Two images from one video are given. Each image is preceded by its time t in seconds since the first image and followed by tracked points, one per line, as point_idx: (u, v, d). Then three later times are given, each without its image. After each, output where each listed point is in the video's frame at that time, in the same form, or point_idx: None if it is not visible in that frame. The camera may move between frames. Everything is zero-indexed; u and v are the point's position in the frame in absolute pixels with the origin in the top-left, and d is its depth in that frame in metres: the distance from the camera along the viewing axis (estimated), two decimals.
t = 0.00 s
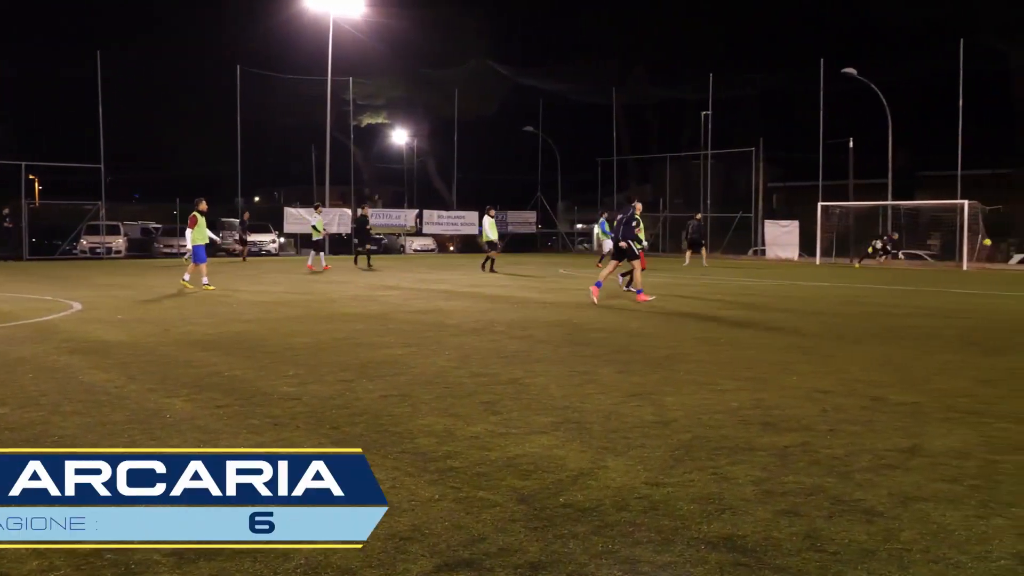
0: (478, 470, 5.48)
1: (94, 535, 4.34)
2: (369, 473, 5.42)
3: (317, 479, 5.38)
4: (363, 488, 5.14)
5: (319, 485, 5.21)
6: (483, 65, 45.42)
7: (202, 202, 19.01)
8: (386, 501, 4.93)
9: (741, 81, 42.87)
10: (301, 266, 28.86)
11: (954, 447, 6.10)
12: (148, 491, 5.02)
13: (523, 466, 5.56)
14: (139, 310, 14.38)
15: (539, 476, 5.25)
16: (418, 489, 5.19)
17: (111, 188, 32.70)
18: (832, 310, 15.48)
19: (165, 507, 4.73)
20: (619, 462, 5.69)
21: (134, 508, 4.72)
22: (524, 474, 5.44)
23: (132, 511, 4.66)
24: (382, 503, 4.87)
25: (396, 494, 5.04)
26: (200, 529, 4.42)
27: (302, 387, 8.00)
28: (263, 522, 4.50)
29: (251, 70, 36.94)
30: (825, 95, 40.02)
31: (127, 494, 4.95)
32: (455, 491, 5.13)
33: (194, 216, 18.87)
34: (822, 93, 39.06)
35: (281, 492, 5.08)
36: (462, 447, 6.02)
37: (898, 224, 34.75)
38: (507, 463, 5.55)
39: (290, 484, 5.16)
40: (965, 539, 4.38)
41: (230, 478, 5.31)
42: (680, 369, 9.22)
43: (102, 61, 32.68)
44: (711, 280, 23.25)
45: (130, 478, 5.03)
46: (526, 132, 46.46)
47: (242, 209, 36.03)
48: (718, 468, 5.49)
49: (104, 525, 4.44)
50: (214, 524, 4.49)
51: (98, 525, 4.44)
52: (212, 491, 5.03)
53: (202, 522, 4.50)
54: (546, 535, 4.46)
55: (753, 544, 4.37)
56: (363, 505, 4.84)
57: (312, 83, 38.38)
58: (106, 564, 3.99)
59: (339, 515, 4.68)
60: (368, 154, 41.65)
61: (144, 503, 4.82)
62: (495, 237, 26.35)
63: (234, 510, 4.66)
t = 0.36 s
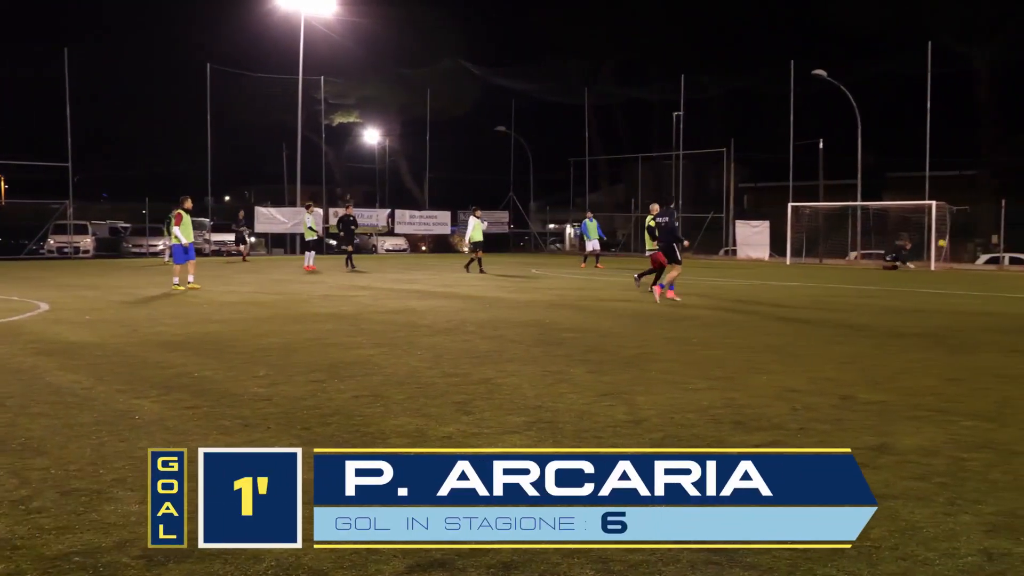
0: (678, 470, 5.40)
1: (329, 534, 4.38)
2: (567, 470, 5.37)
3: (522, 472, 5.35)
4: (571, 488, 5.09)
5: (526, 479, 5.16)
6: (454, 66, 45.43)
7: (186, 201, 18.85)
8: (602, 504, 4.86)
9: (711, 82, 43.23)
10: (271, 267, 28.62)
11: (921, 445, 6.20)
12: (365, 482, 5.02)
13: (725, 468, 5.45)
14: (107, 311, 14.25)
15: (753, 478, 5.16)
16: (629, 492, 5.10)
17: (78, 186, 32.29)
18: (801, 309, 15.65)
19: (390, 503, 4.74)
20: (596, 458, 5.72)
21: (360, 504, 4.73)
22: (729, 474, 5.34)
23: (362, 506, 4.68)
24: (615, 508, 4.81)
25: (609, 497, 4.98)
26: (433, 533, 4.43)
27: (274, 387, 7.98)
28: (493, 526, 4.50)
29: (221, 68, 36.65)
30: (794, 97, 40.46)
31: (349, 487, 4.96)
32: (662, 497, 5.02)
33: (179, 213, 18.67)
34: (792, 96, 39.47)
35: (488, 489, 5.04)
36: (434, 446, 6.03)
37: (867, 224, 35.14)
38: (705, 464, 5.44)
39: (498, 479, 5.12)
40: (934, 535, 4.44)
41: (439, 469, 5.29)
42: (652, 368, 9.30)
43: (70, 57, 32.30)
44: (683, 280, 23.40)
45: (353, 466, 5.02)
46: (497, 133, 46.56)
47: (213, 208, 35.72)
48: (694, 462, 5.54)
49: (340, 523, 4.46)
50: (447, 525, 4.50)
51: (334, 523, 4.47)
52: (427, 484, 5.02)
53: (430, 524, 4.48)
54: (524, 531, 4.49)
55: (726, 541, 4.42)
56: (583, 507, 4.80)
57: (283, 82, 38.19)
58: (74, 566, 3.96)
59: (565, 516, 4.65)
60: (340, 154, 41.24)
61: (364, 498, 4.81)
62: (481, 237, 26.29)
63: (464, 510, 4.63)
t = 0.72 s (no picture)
0: (679, 469, 5.33)
1: (329, 535, 4.36)
2: (566, 470, 5.33)
3: (522, 473, 5.24)
4: (571, 488, 5.05)
5: (526, 479, 5.08)
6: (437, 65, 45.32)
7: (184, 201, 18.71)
8: (601, 504, 4.88)
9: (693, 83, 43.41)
10: (250, 267, 28.44)
11: (899, 444, 6.27)
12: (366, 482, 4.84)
13: (728, 468, 5.36)
14: (86, 310, 14.15)
15: (753, 478, 5.01)
16: (629, 492, 5.08)
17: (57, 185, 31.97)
18: (781, 309, 15.74)
19: (389, 503, 4.65)
20: (588, 458, 5.72)
21: (359, 504, 4.67)
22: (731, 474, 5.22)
23: (361, 506, 4.61)
24: (614, 508, 4.83)
25: (609, 497, 4.99)
26: (433, 534, 4.42)
27: (255, 387, 7.95)
28: (493, 527, 4.45)
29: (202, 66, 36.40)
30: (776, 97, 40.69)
31: (349, 487, 4.80)
32: (663, 496, 5.02)
33: (177, 214, 18.62)
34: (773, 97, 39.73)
35: (487, 489, 4.96)
36: (417, 446, 6.02)
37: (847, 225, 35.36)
38: (706, 464, 5.36)
39: (498, 479, 5.03)
40: (915, 534, 4.49)
41: (439, 470, 5.16)
42: (635, 368, 9.33)
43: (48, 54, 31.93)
44: (666, 280, 23.45)
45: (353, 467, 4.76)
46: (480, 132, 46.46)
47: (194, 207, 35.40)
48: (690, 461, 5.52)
49: (338, 523, 4.42)
50: (447, 525, 4.48)
51: (333, 523, 4.42)
52: (428, 484, 4.93)
53: (430, 525, 4.45)
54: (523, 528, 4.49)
55: (708, 539, 4.45)
56: (582, 507, 4.80)
57: (264, 81, 37.90)
58: (54, 568, 3.92)
59: (564, 517, 4.62)
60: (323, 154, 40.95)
61: (365, 499, 4.72)
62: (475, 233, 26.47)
63: (463, 511, 4.60)
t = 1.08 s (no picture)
0: (679, 470, 5.35)
1: (329, 535, 4.37)
2: (567, 470, 5.33)
3: (521, 473, 5.25)
4: (571, 488, 5.06)
5: (525, 480, 5.09)
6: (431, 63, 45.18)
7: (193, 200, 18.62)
8: (601, 504, 4.89)
9: (687, 82, 43.44)
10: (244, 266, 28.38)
11: (892, 443, 6.28)
12: (365, 483, 4.91)
13: (725, 469, 5.38)
14: (79, 309, 14.14)
15: (753, 478, 5.12)
16: (629, 492, 5.09)
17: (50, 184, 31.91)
18: (776, 309, 15.72)
19: (388, 503, 4.67)
20: (586, 458, 5.73)
21: (359, 505, 4.69)
22: (728, 474, 5.27)
23: (361, 507, 4.64)
24: (615, 508, 4.83)
25: (610, 497, 4.99)
26: (434, 534, 4.43)
27: (249, 386, 7.94)
28: (493, 527, 4.47)
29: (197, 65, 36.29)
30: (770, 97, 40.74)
31: (349, 488, 4.86)
32: (663, 496, 5.04)
33: (185, 214, 18.56)
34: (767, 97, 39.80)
35: (488, 489, 4.97)
36: (411, 446, 6.02)
37: (841, 225, 35.44)
38: (705, 465, 5.38)
39: (498, 479, 5.04)
40: (909, 533, 4.50)
41: (439, 469, 5.17)
42: (629, 368, 9.32)
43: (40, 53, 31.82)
44: (661, 279, 23.41)
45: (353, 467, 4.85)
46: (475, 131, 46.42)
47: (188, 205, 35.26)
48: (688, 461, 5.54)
49: (338, 524, 4.44)
50: (447, 525, 4.50)
51: (333, 523, 4.45)
52: (428, 484, 4.95)
53: (430, 525, 4.48)
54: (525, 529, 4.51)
55: (704, 541, 4.45)
56: (582, 507, 4.81)
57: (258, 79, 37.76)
58: (47, 567, 3.91)
59: (564, 517, 4.64)
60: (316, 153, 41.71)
61: (365, 499, 4.75)
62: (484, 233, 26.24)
63: (463, 511, 4.62)
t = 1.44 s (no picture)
0: (679, 469, 5.36)
1: (329, 535, 4.36)
2: (566, 470, 5.34)
3: (522, 472, 5.26)
4: (570, 488, 5.06)
5: (525, 479, 5.10)
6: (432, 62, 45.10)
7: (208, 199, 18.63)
8: (601, 504, 4.89)
9: (689, 82, 43.38)
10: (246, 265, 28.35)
11: (893, 444, 6.27)
12: (365, 483, 4.94)
13: (725, 469, 5.39)
14: (80, 307, 14.15)
15: (753, 479, 5.15)
16: (629, 492, 5.09)
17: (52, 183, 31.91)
18: (777, 309, 15.67)
19: (389, 504, 4.68)
20: (587, 458, 5.72)
21: (359, 505, 4.69)
22: (728, 474, 5.28)
23: (361, 507, 4.64)
24: (614, 508, 4.83)
25: (609, 497, 4.99)
26: (433, 534, 4.43)
27: (251, 385, 7.94)
28: (493, 527, 4.48)
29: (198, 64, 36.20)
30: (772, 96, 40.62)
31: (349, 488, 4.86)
32: (663, 496, 5.04)
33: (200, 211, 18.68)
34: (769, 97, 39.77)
35: (487, 488, 4.98)
36: (413, 446, 6.01)
37: (843, 224, 35.38)
38: (705, 464, 5.40)
39: (498, 479, 5.05)
40: (909, 532, 4.51)
41: (438, 470, 5.20)
42: (631, 367, 9.30)
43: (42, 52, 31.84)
44: (663, 279, 23.40)
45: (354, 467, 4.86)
46: (476, 130, 46.42)
47: (190, 204, 35.24)
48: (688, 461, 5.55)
49: (338, 523, 4.44)
50: (447, 525, 4.49)
51: (333, 523, 4.44)
52: (428, 485, 4.98)
53: (430, 524, 4.48)
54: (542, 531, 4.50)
55: (707, 543, 4.43)
56: (582, 507, 4.81)
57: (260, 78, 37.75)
58: (49, 566, 3.92)
59: (564, 517, 4.63)
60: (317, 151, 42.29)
61: (365, 499, 4.76)
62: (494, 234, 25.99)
63: (464, 511, 4.62)
